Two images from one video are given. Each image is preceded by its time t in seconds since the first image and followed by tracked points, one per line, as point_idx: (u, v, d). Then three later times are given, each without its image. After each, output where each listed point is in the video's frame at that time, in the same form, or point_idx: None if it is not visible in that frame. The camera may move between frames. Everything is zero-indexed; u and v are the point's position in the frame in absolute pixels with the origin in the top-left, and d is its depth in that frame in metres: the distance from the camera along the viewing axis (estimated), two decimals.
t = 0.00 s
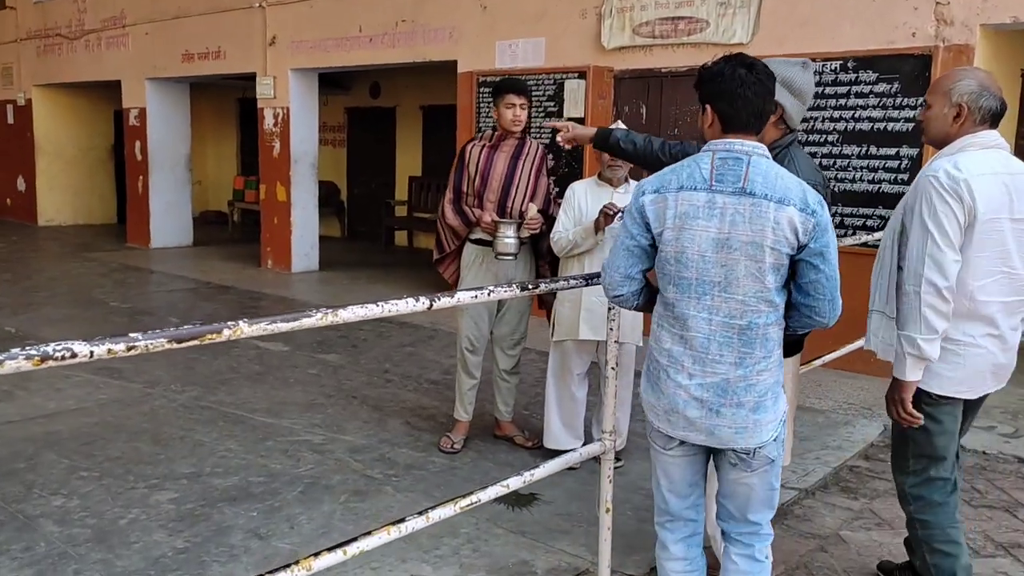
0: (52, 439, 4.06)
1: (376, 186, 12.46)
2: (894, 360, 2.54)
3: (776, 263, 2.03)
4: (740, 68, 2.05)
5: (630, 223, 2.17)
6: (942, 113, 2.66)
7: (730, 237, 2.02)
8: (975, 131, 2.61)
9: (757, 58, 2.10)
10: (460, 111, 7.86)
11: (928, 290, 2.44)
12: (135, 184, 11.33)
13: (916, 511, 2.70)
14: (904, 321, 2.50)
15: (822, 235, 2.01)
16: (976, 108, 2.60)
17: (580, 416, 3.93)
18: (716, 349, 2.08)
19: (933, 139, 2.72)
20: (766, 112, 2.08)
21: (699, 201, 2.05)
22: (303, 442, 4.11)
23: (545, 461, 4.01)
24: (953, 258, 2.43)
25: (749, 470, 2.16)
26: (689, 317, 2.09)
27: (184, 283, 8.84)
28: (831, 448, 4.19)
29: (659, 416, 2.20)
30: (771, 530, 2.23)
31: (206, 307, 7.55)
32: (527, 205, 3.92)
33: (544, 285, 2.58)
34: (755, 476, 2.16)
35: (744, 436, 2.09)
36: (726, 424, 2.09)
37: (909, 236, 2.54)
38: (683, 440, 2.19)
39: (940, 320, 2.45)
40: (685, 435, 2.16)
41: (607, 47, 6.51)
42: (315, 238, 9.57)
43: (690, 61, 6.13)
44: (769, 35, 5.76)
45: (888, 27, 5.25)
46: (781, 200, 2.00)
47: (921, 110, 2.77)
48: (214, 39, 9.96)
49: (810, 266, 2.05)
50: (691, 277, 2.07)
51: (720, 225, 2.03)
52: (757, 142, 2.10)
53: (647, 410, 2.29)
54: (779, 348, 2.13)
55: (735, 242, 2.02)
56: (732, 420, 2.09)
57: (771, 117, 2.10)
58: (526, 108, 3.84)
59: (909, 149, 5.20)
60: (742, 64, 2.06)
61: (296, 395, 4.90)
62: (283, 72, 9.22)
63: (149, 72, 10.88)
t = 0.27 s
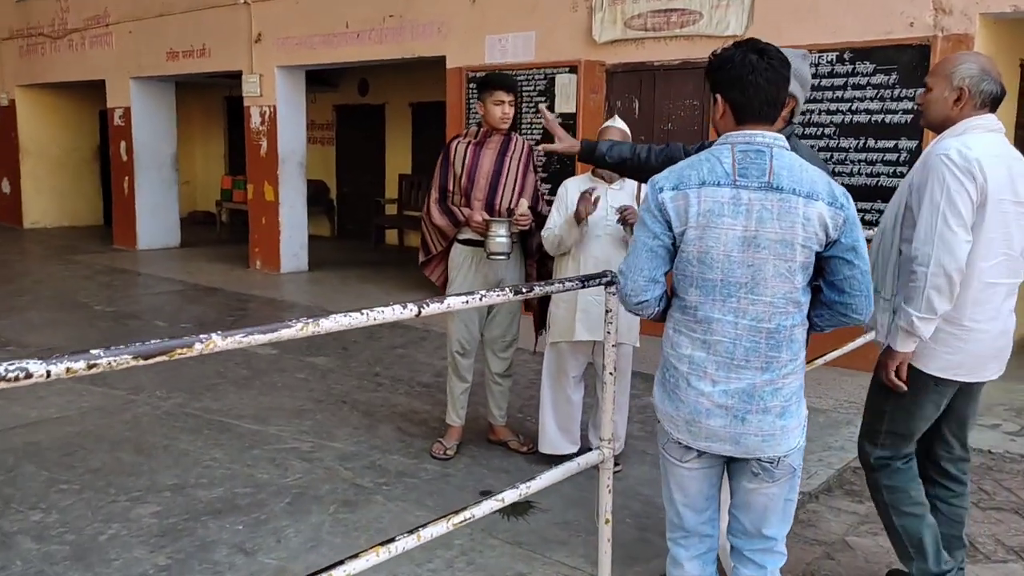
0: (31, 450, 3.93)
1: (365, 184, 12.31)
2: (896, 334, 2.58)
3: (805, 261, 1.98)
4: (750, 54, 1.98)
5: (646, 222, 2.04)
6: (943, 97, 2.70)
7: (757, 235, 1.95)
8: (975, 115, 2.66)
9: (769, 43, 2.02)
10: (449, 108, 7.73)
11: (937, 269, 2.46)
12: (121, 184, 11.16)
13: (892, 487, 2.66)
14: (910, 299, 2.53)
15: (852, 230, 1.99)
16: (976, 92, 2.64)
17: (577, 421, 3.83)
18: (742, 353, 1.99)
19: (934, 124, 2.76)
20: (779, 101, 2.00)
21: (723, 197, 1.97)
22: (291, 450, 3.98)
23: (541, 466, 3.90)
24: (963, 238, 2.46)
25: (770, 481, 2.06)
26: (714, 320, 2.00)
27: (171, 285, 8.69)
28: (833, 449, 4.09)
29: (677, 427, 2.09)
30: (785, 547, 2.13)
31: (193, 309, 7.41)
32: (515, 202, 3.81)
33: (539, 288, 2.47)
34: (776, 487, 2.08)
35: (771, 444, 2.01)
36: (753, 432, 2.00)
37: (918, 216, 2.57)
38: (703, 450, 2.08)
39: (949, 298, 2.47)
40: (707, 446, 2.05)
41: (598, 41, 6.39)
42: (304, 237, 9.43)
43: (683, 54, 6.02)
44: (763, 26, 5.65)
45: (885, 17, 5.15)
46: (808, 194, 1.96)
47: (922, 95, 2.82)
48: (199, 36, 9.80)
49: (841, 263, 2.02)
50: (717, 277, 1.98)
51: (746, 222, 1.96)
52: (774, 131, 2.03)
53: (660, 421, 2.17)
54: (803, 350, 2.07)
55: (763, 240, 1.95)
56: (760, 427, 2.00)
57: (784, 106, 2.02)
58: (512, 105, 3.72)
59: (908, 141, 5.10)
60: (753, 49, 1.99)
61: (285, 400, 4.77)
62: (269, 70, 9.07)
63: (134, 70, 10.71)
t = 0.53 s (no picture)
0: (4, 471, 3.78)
1: (345, 187, 12.17)
2: (884, 333, 2.52)
3: (825, 265, 1.91)
4: (757, 45, 1.92)
5: (658, 227, 1.93)
6: (922, 88, 2.63)
7: (776, 239, 1.86)
8: (955, 107, 2.61)
9: (776, 35, 1.96)
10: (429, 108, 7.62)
11: (929, 269, 2.41)
12: (96, 191, 10.96)
13: (906, 495, 2.63)
14: (901, 299, 2.46)
15: (872, 233, 1.92)
16: (958, 84, 2.58)
17: (569, 425, 3.71)
18: (760, 363, 1.90)
19: (913, 115, 2.71)
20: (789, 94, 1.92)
21: (741, 200, 1.87)
22: (275, 464, 3.87)
23: (534, 474, 3.80)
24: (953, 236, 2.41)
25: (785, 493, 1.98)
26: (730, 329, 1.90)
27: (149, 294, 8.52)
28: (829, 449, 4.03)
29: (690, 441, 1.99)
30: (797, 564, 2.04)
31: (172, 318, 7.25)
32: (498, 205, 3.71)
33: (532, 295, 2.37)
34: (789, 501, 2.00)
35: (789, 457, 1.93)
36: (772, 445, 1.92)
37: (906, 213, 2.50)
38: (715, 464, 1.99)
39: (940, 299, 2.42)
40: (722, 461, 1.96)
41: (580, 38, 6.29)
42: (284, 242, 9.29)
43: (665, 50, 5.95)
44: (746, 20, 5.58)
45: (869, 9, 5.10)
46: (829, 196, 1.88)
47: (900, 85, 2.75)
48: (173, 40, 9.63)
49: (860, 267, 1.96)
50: (733, 284, 1.89)
51: (766, 226, 1.86)
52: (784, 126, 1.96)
53: (670, 433, 2.08)
54: (819, 358, 2.00)
55: (783, 244, 1.86)
56: (777, 440, 1.92)
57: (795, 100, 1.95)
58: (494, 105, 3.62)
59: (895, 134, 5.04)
60: (762, 40, 1.93)
61: (268, 411, 4.65)
62: (245, 72, 8.91)
63: (106, 75, 10.52)
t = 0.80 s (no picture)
0: None
1: (326, 189, 12.04)
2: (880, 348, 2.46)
3: (838, 273, 1.88)
4: (773, 42, 1.87)
5: (670, 227, 1.86)
6: (894, 87, 2.61)
7: (792, 245, 1.82)
8: (926, 106, 2.59)
9: (789, 32, 1.92)
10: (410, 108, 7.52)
11: (925, 282, 2.39)
12: (71, 195, 10.77)
13: (905, 503, 2.61)
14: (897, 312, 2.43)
15: (885, 241, 1.91)
16: (928, 82, 2.55)
17: (557, 430, 3.63)
18: (768, 372, 1.86)
19: (885, 113, 2.68)
20: (804, 92, 1.89)
21: (757, 202, 1.82)
22: (256, 474, 3.77)
23: (522, 480, 3.73)
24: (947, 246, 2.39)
25: (786, 504, 1.94)
26: (740, 337, 1.85)
27: (126, 299, 8.37)
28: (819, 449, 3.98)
29: (693, 451, 1.93)
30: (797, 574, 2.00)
31: (149, 324, 7.12)
32: (482, 206, 3.65)
33: (520, 300, 2.30)
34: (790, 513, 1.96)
35: (793, 470, 1.89)
36: (777, 458, 1.88)
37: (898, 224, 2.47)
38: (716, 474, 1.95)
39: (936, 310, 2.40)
40: (726, 473, 1.91)
41: (562, 36, 6.22)
42: (264, 245, 9.16)
43: (648, 48, 5.90)
44: (729, 17, 5.54)
45: (853, 5, 5.06)
46: (845, 202, 1.85)
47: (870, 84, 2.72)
48: (148, 41, 9.47)
49: (874, 277, 1.94)
50: (745, 291, 1.84)
51: (781, 230, 1.82)
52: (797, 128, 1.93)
53: (669, 441, 2.02)
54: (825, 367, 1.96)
55: (798, 251, 1.82)
56: (783, 453, 1.88)
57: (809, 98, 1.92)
58: (471, 104, 3.54)
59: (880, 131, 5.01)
60: (776, 37, 1.88)
61: (249, 418, 4.54)
62: (222, 73, 8.78)
63: (80, 77, 10.34)
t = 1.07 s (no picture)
0: None
1: (324, 183, 11.97)
2: (890, 348, 2.41)
3: (840, 267, 1.81)
4: (772, 33, 1.82)
5: (666, 219, 1.80)
6: (891, 79, 2.54)
7: (791, 238, 1.76)
8: (925, 99, 2.51)
9: (790, 22, 1.86)
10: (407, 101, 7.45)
11: (937, 279, 2.33)
12: (66, 190, 10.69)
13: (914, 504, 2.58)
14: (907, 311, 2.36)
15: (889, 235, 1.84)
16: (926, 73, 2.48)
17: (557, 428, 3.58)
18: (768, 369, 1.80)
19: (884, 106, 2.61)
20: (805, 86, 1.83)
21: (755, 194, 1.76)
22: (251, 473, 3.71)
23: (520, 479, 3.67)
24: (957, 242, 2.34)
25: (787, 505, 1.88)
26: (738, 333, 1.79)
27: (121, 295, 8.30)
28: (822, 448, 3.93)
29: (691, 450, 1.88)
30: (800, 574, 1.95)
31: (144, 320, 7.05)
32: (478, 201, 3.59)
33: (518, 298, 2.24)
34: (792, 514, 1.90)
35: (794, 470, 1.83)
36: (777, 457, 1.82)
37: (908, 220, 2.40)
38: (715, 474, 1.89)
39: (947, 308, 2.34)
40: (724, 472, 1.85)
41: (562, 29, 6.15)
42: (261, 240, 9.09)
43: (648, 41, 5.83)
44: (730, 9, 5.46)
45: None
46: (847, 194, 1.79)
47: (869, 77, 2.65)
48: (143, 34, 9.38)
49: (878, 271, 1.87)
50: (743, 285, 1.78)
51: (781, 223, 1.76)
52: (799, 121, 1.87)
53: (666, 440, 1.96)
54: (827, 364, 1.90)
55: (798, 244, 1.76)
56: (783, 452, 1.82)
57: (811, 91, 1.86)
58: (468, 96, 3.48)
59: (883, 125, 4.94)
60: (777, 28, 1.82)
61: (244, 416, 4.48)
62: (218, 66, 8.70)
63: (75, 71, 10.26)
